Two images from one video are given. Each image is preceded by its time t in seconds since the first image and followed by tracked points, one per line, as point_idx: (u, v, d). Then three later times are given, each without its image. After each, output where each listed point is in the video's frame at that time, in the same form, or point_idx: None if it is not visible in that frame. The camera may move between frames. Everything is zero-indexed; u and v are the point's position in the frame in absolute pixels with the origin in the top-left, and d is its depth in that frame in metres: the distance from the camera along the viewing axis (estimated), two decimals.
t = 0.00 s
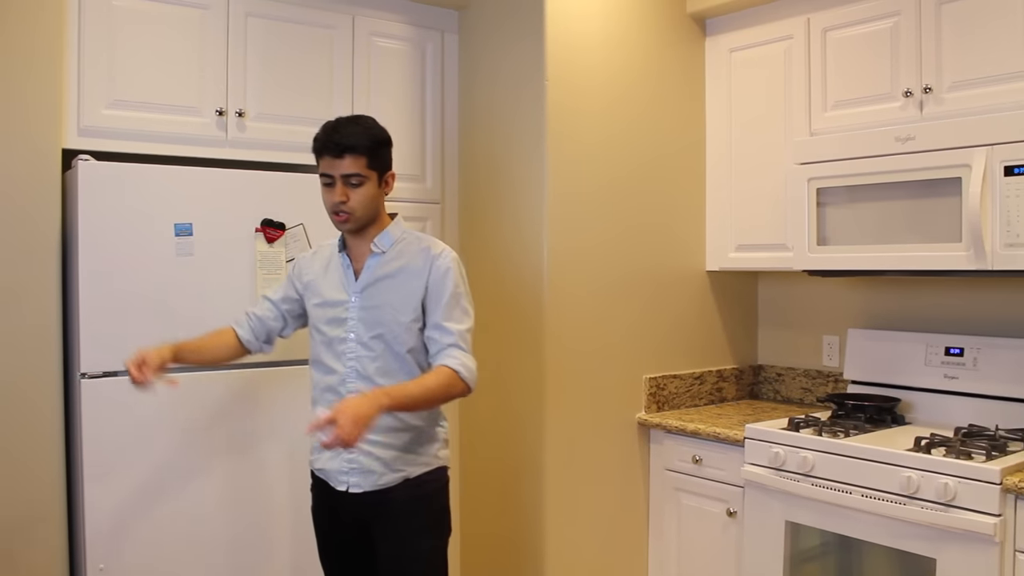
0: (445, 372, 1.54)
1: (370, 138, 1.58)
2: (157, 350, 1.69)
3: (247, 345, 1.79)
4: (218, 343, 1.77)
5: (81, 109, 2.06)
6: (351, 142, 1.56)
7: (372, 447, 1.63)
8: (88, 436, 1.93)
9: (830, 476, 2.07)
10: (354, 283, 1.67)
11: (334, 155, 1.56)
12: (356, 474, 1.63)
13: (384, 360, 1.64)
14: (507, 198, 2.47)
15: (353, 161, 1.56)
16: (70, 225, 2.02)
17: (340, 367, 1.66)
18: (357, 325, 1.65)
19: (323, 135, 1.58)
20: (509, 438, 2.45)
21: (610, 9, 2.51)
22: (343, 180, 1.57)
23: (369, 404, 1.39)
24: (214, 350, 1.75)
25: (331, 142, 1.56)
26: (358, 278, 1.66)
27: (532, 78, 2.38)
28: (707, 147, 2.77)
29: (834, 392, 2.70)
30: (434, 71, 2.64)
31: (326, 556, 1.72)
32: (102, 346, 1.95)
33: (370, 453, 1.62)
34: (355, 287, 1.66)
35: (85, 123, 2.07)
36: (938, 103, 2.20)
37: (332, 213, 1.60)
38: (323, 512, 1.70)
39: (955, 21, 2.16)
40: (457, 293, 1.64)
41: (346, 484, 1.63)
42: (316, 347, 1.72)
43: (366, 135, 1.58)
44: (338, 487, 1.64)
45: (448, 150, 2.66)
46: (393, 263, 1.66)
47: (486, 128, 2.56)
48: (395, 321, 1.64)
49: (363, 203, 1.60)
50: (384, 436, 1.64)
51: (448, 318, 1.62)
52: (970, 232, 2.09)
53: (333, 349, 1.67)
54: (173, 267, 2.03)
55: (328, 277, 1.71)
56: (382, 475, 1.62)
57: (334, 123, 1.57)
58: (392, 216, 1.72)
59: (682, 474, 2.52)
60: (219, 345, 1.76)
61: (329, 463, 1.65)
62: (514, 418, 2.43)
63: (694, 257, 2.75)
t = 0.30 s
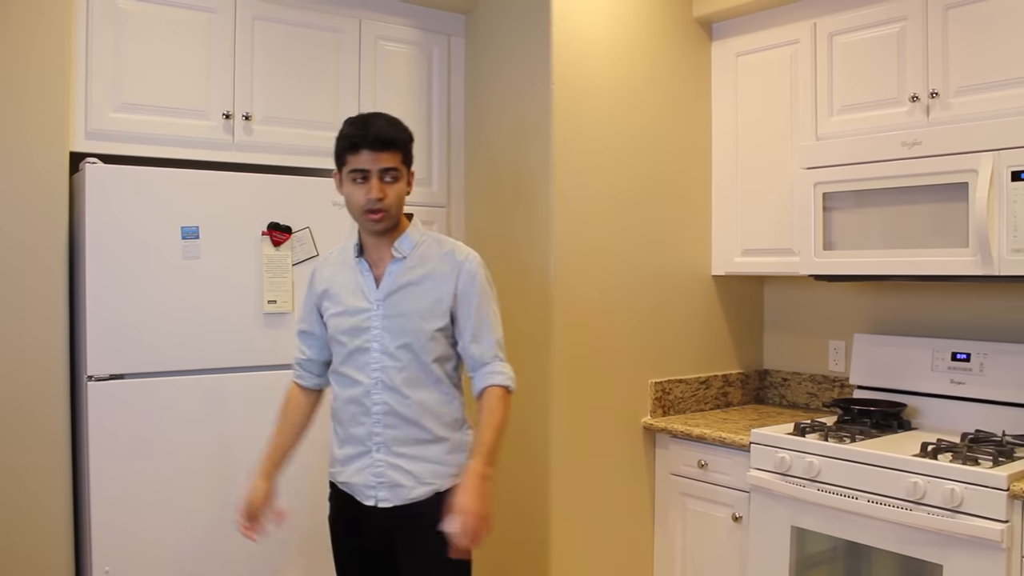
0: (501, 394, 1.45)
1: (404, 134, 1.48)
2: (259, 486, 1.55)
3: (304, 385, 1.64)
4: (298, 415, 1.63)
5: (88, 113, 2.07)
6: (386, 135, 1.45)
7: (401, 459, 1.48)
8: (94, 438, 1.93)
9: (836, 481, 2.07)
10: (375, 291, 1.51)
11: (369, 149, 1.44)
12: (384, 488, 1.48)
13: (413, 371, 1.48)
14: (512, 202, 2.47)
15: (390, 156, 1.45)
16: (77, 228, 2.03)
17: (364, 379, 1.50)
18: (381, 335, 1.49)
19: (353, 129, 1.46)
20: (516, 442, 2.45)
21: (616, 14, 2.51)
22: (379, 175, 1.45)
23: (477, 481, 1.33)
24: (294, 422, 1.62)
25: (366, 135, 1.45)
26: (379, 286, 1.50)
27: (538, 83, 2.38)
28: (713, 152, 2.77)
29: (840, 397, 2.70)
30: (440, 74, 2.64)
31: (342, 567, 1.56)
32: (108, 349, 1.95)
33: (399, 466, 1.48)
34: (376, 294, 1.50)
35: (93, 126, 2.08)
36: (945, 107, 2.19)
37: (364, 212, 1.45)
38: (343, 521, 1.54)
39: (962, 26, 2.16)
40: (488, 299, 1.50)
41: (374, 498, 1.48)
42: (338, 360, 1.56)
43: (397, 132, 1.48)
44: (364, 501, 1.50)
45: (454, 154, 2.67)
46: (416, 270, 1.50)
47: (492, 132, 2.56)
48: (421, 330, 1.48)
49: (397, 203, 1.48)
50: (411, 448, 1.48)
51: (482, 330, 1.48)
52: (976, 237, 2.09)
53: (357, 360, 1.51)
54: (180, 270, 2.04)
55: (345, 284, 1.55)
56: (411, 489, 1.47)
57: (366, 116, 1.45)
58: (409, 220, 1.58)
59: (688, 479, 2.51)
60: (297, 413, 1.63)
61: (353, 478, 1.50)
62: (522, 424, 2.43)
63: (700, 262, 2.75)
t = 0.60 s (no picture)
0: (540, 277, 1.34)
1: (436, 130, 1.48)
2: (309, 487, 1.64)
3: (338, 387, 1.68)
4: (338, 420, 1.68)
5: (91, 109, 2.07)
6: (421, 129, 1.44)
7: (422, 455, 1.42)
8: (95, 435, 1.93)
9: (837, 479, 2.07)
10: (392, 283, 1.46)
11: (405, 142, 1.43)
12: (405, 486, 1.43)
13: (433, 361, 1.43)
14: (514, 200, 2.47)
15: (424, 152, 1.44)
16: (79, 224, 2.03)
17: (382, 374, 1.45)
18: (399, 327, 1.44)
19: (386, 121, 1.43)
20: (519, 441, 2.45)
21: (619, 12, 2.51)
22: (413, 169, 1.43)
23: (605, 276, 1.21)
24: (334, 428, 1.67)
25: (403, 127, 1.42)
26: (395, 278, 1.45)
27: (540, 80, 2.38)
28: (715, 150, 2.77)
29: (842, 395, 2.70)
30: (443, 72, 2.64)
31: None
32: (110, 346, 1.95)
33: (419, 462, 1.42)
34: (393, 286, 1.45)
35: (95, 122, 2.08)
36: (947, 106, 2.19)
37: (396, 206, 1.42)
38: (360, 529, 1.50)
39: (965, 25, 2.16)
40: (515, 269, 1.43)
41: (395, 497, 1.43)
42: (357, 359, 1.51)
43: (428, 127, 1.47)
44: (385, 501, 1.44)
45: (456, 152, 2.67)
46: (433, 257, 1.45)
47: (494, 130, 2.56)
48: (441, 317, 1.43)
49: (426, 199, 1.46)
50: (432, 443, 1.43)
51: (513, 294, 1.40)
52: (979, 236, 2.08)
53: (375, 355, 1.46)
54: (182, 267, 2.04)
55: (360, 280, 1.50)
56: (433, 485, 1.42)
57: (402, 108, 1.43)
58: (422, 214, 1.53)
59: (689, 477, 2.51)
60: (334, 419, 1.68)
61: (374, 477, 1.45)
62: (526, 424, 2.43)
63: (702, 260, 2.75)
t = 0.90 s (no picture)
0: (534, 240, 1.32)
1: (449, 132, 1.48)
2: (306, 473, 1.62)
3: (350, 390, 1.70)
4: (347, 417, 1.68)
5: (89, 106, 2.07)
6: (432, 130, 1.45)
7: (433, 451, 1.42)
8: (94, 431, 1.93)
9: (834, 476, 2.07)
10: (399, 280, 1.46)
11: (414, 143, 1.43)
12: (418, 484, 1.43)
13: (442, 356, 1.42)
14: (512, 197, 2.47)
15: (434, 153, 1.45)
16: (77, 219, 2.03)
17: (392, 371, 1.45)
18: (407, 323, 1.44)
19: (397, 121, 1.44)
20: (521, 443, 2.45)
21: (617, 9, 2.50)
22: (422, 170, 1.43)
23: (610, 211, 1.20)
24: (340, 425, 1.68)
25: (413, 128, 1.43)
26: (403, 275, 1.46)
27: (539, 77, 2.38)
28: (713, 147, 2.77)
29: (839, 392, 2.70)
30: (441, 68, 2.64)
31: None
32: (108, 342, 1.95)
33: (431, 459, 1.42)
34: (400, 283, 1.46)
35: (93, 118, 2.08)
36: (946, 103, 2.19)
37: (402, 206, 1.43)
38: (370, 537, 1.50)
39: (963, 21, 2.15)
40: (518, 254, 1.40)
41: (409, 495, 1.43)
42: (368, 358, 1.52)
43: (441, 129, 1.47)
44: (398, 498, 1.44)
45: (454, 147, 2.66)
46: (438, 252, 1.45)
47: (493, 127, 2.56)
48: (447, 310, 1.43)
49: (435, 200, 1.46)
50: (444, 438, 1.42)
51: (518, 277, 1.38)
52: (977, 233, 2.09)
53: (385, 353, 1.47)
54: (180, 263, 2.03)
55: (369, 279, 1.51)
56: (447, 481, 1.42)
57: (414, 109, 1.44)
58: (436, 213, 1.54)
59: (688, 474, 2.52)
60: (342, 417, 1.68)
61: (387, 475, 1.45)
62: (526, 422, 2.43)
63: (700, 257, 2.75)
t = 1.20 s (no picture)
0: (543, 235, 1.32)
1: (460, 127, 1.49)
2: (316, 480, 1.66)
3: (355, 385, 1.68)
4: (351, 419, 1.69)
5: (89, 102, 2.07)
6: (444, 123, 1.46)
7: (437, 449, 1.42)
8: (94, 428, 1.93)
9: (834, 473, 2.07)
10: (406, 276, 1.46)
11: (425, 135, 1.44)
12: (421, 481, 1.43)
13: (448, 352, 1.42)
14: (513, 194, 2.47)
15: (444, 146, 1.45)
16: (78, 215, 2.03)
17: (397, 367, 1.45)
18: (414, 319, 1.44)
19: (408, 112, 1.45)
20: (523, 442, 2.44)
21: (619, 7, 2.50)
22: (431, 162, 1.44)
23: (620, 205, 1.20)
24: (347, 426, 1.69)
25: (425, 119, 1.44)
26: (410, 270, 1.46)
27: (539, 75, 2.38)
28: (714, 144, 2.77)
29: (840, 389, 2.70)
30: (441, 65, 2.64)
31: None
32: (109, 338, 1.96)
33: (435, 456, 1.42)
34: (407, 279, 1.46)
35: (94, 115, 2.08)
36: (947, 101, 2.19)
37: (410, 197, 1.44)
38: (370, 535, 1.50)
39: (964, 19, 2.15)
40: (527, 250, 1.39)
41: (412, 492, 1.43)
42: (375, 353, 1.52)
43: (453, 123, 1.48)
44: (402, 495, 1.45)
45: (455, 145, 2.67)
46: (446, 248, 1.44)
47: (494, 124, 2.56)
48: (454, 307, 1.42)
49: (443, 194, 1.47)
50: (448, 435, 1.42)
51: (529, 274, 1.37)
52: (977, 230, 2.09)
53: (391, 349, 1.47)
54: (180, 260, 2.04)
55: (376, 275, 1.51)
56: (451, 478, 1.42)
57: (427, 101, 1.45)
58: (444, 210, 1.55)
59: (688, 471, 2.52)
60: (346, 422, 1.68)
61: (391, 471, 1.45)
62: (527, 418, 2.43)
63: (701, 254, 2.75)
